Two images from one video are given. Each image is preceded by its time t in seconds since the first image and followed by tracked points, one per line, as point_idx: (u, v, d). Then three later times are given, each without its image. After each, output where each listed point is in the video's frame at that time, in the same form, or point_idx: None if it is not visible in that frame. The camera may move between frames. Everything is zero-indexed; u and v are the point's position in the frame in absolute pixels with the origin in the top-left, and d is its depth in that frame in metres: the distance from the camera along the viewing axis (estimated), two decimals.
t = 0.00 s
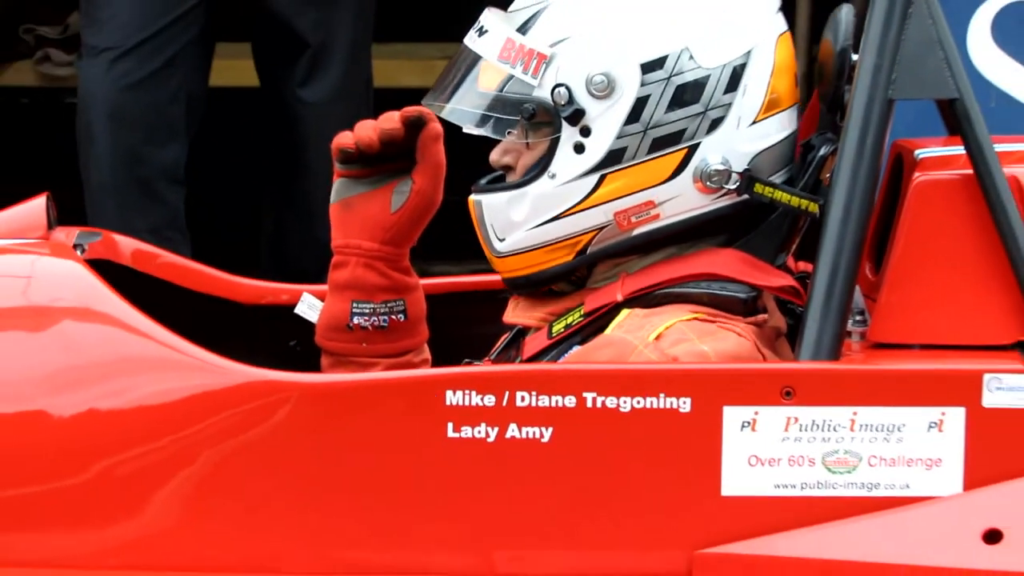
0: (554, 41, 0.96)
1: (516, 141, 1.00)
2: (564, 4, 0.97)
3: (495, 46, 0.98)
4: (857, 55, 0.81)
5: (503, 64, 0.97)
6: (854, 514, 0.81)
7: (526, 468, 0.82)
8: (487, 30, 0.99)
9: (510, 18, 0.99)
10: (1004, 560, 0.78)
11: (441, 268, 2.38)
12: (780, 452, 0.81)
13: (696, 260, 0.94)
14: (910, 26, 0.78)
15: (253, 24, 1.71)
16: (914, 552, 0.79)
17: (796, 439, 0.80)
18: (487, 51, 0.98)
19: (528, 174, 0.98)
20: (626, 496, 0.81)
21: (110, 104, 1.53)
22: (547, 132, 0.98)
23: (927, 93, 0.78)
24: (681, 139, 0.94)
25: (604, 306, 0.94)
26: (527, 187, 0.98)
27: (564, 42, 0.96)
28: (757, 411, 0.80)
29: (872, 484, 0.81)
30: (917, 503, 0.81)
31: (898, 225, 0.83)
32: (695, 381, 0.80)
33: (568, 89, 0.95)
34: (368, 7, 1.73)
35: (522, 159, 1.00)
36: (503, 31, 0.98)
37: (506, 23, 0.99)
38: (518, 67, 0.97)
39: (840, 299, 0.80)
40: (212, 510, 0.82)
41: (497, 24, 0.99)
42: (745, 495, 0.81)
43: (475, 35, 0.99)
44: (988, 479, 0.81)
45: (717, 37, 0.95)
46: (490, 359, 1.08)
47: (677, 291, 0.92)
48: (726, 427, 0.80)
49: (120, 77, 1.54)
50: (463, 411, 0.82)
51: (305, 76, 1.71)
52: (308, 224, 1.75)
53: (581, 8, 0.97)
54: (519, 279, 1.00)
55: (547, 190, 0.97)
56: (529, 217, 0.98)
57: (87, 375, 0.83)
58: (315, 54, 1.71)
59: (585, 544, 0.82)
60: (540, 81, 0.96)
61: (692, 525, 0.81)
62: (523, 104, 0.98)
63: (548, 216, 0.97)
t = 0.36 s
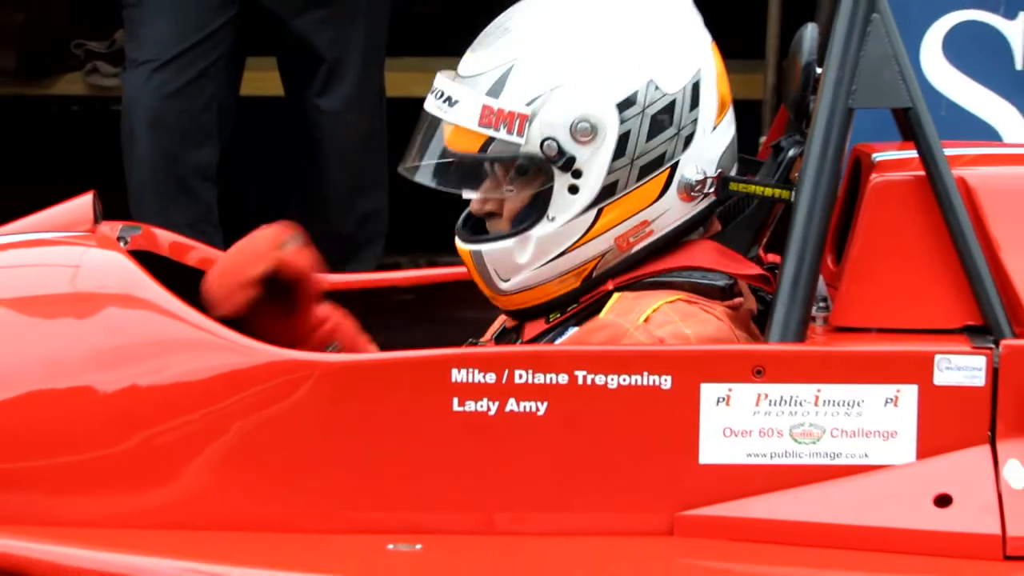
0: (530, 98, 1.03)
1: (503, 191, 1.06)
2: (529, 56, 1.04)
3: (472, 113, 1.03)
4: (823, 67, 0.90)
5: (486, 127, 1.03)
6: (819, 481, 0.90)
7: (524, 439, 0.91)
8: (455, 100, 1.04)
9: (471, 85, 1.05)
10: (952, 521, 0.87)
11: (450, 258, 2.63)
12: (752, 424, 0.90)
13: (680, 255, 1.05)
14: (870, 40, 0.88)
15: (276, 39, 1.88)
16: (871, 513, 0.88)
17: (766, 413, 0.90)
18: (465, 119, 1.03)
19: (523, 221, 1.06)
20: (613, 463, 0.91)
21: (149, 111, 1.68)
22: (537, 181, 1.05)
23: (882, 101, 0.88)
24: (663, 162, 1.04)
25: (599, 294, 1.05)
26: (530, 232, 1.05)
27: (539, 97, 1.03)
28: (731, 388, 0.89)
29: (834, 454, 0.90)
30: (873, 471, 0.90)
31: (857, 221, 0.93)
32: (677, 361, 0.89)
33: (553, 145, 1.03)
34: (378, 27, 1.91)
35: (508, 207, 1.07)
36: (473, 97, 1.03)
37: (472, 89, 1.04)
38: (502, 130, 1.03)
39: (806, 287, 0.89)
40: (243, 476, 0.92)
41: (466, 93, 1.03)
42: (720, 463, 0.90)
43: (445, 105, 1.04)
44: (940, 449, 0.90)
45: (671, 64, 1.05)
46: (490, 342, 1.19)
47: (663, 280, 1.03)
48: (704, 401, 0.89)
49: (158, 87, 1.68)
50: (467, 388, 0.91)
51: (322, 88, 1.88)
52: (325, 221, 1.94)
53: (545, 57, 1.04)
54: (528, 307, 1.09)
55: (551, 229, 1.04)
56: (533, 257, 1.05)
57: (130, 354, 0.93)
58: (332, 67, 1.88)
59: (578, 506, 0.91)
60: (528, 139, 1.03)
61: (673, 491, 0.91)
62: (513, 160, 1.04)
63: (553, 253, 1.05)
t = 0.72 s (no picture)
0: (551, 103, 1.22)
1: (523, 175, 1.27)
2: (556, 73, 1.23)
3: (505, 110, 1.22)
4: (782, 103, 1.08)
5: (513, 122, 1.22)
6: (776, 444, 1.10)
7: (535, 408, 1.11)
8: (495, 97, 1.23)
9: (509, 87, 1.24)
10: (884, 477, 1.07)
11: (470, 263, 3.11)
12: (722, 397, 1.09)
13: (660, 255, 1.24)
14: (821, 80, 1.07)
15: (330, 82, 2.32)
16: (818, 471, 1.08)
17: (733, 388, 1.09)
18: (500, 115, 1.22)
19: (536, 202, 1.25)
20: (607, 427, 1.10)
21: (232, 137, 2.16)
22: (550, 170, 1.25)
23: (830, 132, 1.08)
24: (652, 171, 1.23)
25: (592, 289, 1.24)
26: (536, 211, 1.25)
27: (563, 104, 1.21)
28: (704, 366, 1.08)
29: (789, 422, 1.09)
30: (822, 437, 1.09)
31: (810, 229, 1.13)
32: (660, 345, 1.08)
33: (569, 142, 1.21)
34: (413, 72, 2.36)
35: (526, 190, 1.27)
36: (508, 98, 1.23)
37: (509, 91, 1.23)
38: (526, 125, 1.22)
39: (766, 285, 1.08)
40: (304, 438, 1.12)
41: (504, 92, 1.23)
42: (695, 428, 1.10)
43: (485, 100, 1.23)
44: (877, 418, 1.09)
45: (674, 93, 1.24)
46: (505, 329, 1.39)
47: (646, 280, 1.21)
48: (682, 377, 1.09)
49: (239, 117, 2.16)
50: (486, 366, 1.10)
51: (365, 117, 2.32)
52: (369, 226, 2.37)
53: (567, 77, 1.22)
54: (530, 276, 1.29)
55: (552, 210, 1.24)
56: (537, 231, 1.25)
57: (210, 337, 1.13)
58: (376, 102, 2.30)
59: (578, 465, 1.12)
60: (548, 135, 1.22)
61: (656, 453, 1.10)
62: (531, 151, 1.24)
63: (554, 231, 1.24)
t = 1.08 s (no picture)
0: (564, 114, 1.43)
1: (534, 172, 1.48)
2: (571, 91, 1.44)
3: (527, 115, 1.44)
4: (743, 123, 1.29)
5: (532, 126, 1.44)
6: (739, 410, 1.31)
7: (536, 380, 1.33)
8: (520, 104, 1.45)
9: (534, 98, 1.45)
10: (828, 437, 1.28)
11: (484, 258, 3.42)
12: (693, 371, 1.30)
13: (640, 251, 1.46)
14: (776, 102, 1.29)
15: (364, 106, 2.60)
16: (773, 433, 1.29)
17: (702, 362, 1.30)
18: (523, 119, 1.44)
19: (543, 196, 1.47)
20: (597, 395, 1.32)
21: (278, 153, 2.46)
22: (556, 170, 1.46)
23: (784, 146, 1.29)
24: (639, 183, 1.44)
25: (584, 280, 1.46)
26: (541, 204, 1.46)
27: (573, 117, 1.42)
28: (678, 345, 1.30)
29: (749, 391, 1.31)
30: (776, 404, 1.31)
31: (768, 227, 1.36)
32: (641, 327, 1.30)
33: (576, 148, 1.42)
34: (436, 96, 2.61)
35: (536, 185, 1.49)
36: (531, 106, 1.44)
37: (533, 101, 1.45)
38: (540, 130, 1.43)
39: (730, 275, 1.30)
40: (344, 406, 1.35)
41: (529, 100, 1.44)
42: (670, 397, 1.31)
43: (512, 106, 1.45)
44: (822, 388, 1.31)
45: (666, 120, 1.45)
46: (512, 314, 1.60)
47: (629, 273, 1.44)
48: (659, 353, 1.30)
49: (285, 135, 2.47)
50: (496, 345, 1.32)
51: (396, 135, 2.57)
52: (394, 230, 2.62)
53: (578, 96, 1.43)
54: (532, 258, 1.50)
55: (554, 204, 1.45)
56: (541, 221, 1.46)
57: (264, 321, 1.35)
58: (404, 122, 2.56)
59: (572, 428, 1.34)
60: (558, 140, 1.42)
61: (638, 417, 1.32)
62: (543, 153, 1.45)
63: (554, 222, 1.45)
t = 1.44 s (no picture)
0: (542, 157, 1.72)
1: (527, 209, 1.75)
2: (544, 136, 1.73)
3: (513, 164, 1.73)
4: (705, 152, 1.59)
5: (519, 172, 1.73)
6: (700, 385, 1.62)
7: (534, 361, 1.64)
8: (505, 156, 1.74)
9: (515, 148, 1.74)
10: (772, 406, 1.59)
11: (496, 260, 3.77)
12: (663, 352, 1.61)
13: (621, 253, 1.77)
14: (730, 135, 1.58)
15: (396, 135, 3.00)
16: (727, 404, 1.60)
17: (670, 345, 1.61)
18: (509, 167, 1.73)
19: (539, 227, 1.75)
20: (584, 371, 1.63)
21: (331, 174, 2.88)
22: (547, 204, 1.74)
23: (736, 170, 1.58)
24: (614, 199, 1.74)
25: (576, 277, 1.77)
26: (540, 232, 1.74)
27: (552, 159, 1.71)
28: (650, 331, 1.61)
29: (708, 368, 1.61)
30: (731, 379, 1.61)
31: (726, 237, 1.67)
32: (620, 317, 1.61)
33: (558, 183, 1.71)
34: (461, 123, 2.97)
35: (532, 218, 1.76)
36: (514, 156, 1.73)
37: (515, 151, 1.74)
38: (528, 174, 1.72)
39: (692, 275, 1.61)
40: (378, 381, 1.66)
41: (510, 151, 1.74)
42: (644, 373, 1.62)
43: (498, 159, 1.74)
44: (767, 367, 1.61)
45: (624, 142, 1.74)
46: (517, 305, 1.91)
47: (614, 269, 1.74)
48: (636, 337, 1.61)
49: (340, 160, 2.88)
50: (504, 330, 1.63)
51: (425, 160, 2.94)
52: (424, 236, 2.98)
53: (552, 138, 1.73)
54: (541, 276, 1.80)
55: (550, 230, 1.73)
56: (543, 246, 1.75)
57: (316, 310, 1.67)
58: (432, 148, 2.93)
59: (563, 400, 1.65)
60: (543, 179, 1.71)
61: (618, 390, 1.63)
62: (533, 191, 1.74)
63: (554, 244, 1.74)
